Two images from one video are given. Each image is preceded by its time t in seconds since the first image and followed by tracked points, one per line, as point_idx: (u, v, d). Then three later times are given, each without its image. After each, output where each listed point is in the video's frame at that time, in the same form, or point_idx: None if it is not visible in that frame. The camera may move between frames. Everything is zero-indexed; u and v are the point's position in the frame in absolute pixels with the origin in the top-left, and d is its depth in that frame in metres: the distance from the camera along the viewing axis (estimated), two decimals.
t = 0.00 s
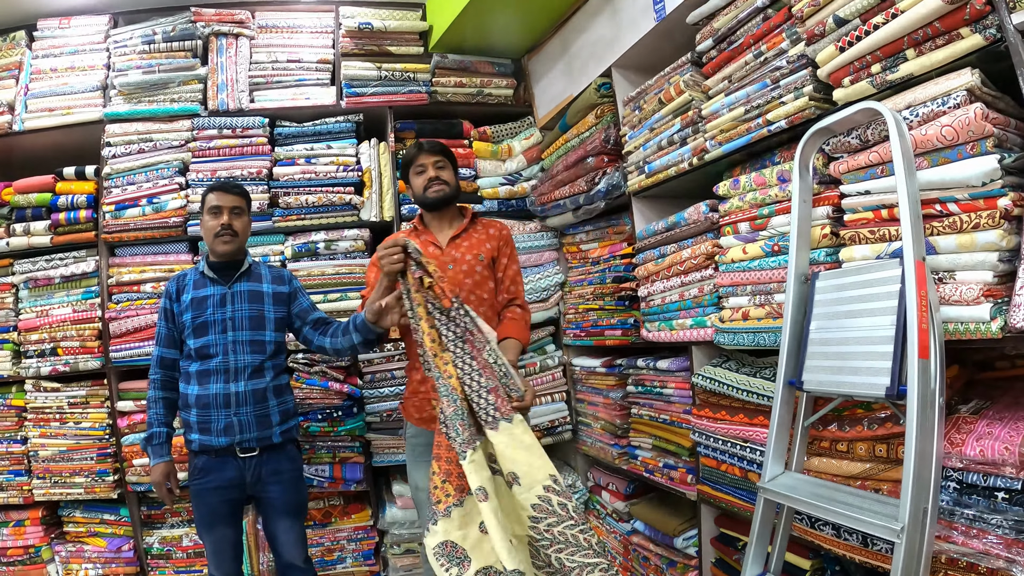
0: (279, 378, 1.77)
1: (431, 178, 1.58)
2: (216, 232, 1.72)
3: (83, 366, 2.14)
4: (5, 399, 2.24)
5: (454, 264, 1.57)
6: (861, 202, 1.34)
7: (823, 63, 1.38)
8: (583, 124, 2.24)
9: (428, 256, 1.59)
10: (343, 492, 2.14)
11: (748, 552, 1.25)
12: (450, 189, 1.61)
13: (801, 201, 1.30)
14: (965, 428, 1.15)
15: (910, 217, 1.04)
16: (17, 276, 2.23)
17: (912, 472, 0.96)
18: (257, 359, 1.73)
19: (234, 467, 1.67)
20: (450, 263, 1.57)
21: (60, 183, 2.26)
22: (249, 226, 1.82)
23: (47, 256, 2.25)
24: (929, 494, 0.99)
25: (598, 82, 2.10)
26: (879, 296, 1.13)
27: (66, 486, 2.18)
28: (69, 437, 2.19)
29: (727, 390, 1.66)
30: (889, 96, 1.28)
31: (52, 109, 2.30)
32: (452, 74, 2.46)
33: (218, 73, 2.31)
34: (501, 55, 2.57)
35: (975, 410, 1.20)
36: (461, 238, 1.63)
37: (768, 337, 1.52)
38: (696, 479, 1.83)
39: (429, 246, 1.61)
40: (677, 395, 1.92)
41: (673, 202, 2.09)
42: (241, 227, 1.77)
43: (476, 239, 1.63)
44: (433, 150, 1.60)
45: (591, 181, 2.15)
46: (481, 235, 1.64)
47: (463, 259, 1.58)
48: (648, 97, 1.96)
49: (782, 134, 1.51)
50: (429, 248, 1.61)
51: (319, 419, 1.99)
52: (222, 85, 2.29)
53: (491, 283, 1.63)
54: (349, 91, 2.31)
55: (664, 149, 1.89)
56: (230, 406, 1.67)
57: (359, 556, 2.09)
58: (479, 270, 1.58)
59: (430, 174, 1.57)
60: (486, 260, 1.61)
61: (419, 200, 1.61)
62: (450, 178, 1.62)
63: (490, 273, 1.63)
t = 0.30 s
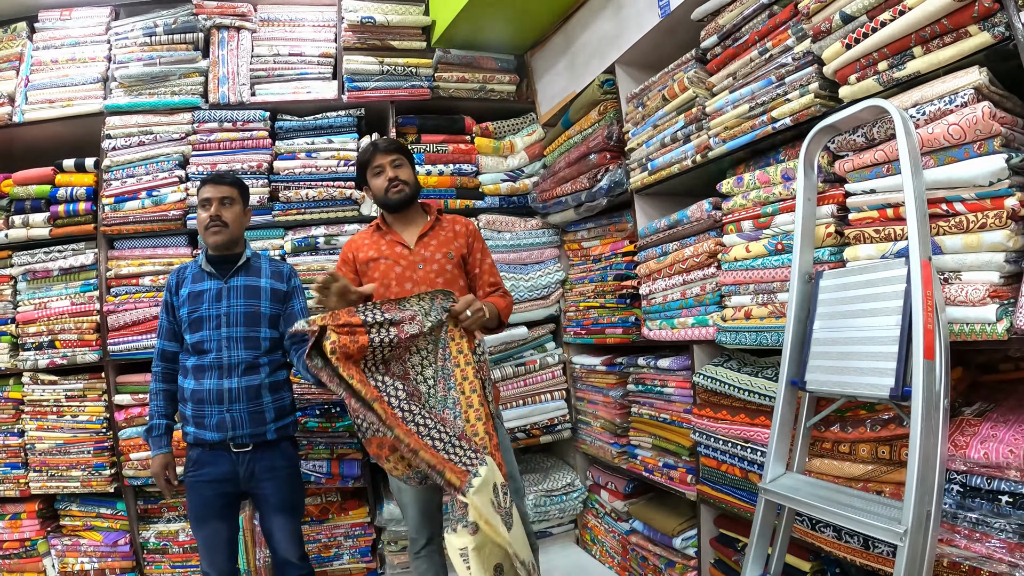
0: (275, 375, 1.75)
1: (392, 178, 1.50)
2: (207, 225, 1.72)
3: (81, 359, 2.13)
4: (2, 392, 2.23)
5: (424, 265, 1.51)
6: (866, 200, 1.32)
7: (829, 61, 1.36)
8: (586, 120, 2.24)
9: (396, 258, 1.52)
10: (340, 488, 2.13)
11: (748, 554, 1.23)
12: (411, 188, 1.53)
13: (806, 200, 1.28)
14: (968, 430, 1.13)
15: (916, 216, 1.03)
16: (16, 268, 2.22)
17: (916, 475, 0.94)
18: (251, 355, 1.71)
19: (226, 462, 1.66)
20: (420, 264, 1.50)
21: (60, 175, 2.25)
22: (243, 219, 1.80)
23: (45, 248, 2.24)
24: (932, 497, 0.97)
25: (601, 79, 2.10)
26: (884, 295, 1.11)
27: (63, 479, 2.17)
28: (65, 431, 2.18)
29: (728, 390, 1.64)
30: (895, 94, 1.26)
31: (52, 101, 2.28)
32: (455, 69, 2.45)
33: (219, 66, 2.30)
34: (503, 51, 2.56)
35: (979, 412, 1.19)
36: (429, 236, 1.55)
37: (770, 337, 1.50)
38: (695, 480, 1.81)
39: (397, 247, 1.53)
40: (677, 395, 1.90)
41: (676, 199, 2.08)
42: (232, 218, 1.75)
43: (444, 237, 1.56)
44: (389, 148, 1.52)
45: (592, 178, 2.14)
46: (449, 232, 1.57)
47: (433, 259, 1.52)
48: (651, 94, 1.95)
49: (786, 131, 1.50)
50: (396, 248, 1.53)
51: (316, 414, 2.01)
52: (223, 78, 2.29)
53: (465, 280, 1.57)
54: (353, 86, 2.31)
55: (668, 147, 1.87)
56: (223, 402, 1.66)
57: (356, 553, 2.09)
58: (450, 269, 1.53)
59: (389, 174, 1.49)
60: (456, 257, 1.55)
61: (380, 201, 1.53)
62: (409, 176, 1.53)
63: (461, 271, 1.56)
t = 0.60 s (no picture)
0: (260, 375, 1.75)
1: (381, 181, 1.51)
2: (182, 225, 1.69)
3: (83, 353, 2.14)
4: (5, 385, 2.25)
5: (416, 262, 1.51)
6: (867, 204, 1.33)
7: (832, 63, 1.36)
8: (589, 120, 2.24)
9: (387, 258, 1.51)
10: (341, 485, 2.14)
11: (745, 555, 1.24)
12: (398, 190, 1.53)
13: (807, 203, 1.28)
14: (967, 436, 1.13)
15: (916, 221, 1.03)
16: (20, 263, 2.23)
17: (913, 479, 0.95)
18: (237, 357, 1.70)
19: (215, 458, 1.64)
20: (412, 262, 1.50)
21: (64, 171, 2.27)
22: (220, 216, 1.75)
23: (49, 244, 2.25)
24: (929, 502, 0.97)
25: (605, 79, 2.10)
26: (884, 299, 1.11)
27: (64, 473, 2.18)
28: (68, 425, 2.19)
29: (728, 391, 1.65)
30: (898, 97, 1.26)
31: (56, 97, 2.29)
32: (459, 68, 2.46)
33: (223, 63, 2.30)
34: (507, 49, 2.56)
35: (978, 418, 1.19)
36: (420, 235, 1.55)
37: (770, 339, 1.50)
38: (694, 480, 1.82)
39: (387, 247, 1.53)
40: (677, 395, 1.91)
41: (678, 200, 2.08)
42: (206, 217, 1.71)
43: (435, 235, 1.56)
44: (374, 151, 1.52)
45: (595, 177, 2.14)
46: (439, 231, 1.57)
47: (425, 258, 1.52)
48: (655, 94, 1.95)
49: (788, 133, 1.50)
50: (388, 249, 1.53)
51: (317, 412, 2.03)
52: (227, 75, 2.29)
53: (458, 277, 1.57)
54: (355, 83, 2.32)
55: (670, 147, 1.88)
56: (210, 403, 1.65)
57: (356, 549, 2.10)
58: (443, 267, 1.53)
59: (376, 177, 1.50)
60: (449, 255, 1.55)
61: (368, 205, 1.54)
62: (396, 177, 1.54)
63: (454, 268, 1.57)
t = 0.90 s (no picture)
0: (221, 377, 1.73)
1: (381, 203, 1.45)
2: (126, 226, 1.62)
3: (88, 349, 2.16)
4: (10, 380, 2.26)
5: (408, 264, 1.50)
6: (870, 206, 1.33)
7: (837, 64, 1.36)
8: (593, 119, 2.24)
9: (381, 259, 1.52)
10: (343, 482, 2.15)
11: (745, 556, 1.24)
12: (399, 213, 1.49)
13: (810, 205, 1.28)
14: (968, 439, 1.13)
15: (919, 224, 1.03)
16: (25, 259, 2.24)
17: (913, 481, 0.95)
18: (200, 359, 1.67)
19: (178, 463, 1.61)
20: (404, 264, 1.50)
21: (69, 167, 2.28)
22: (167, 216, 1.67)
23: (55, 240, 2.27)
24: (929, 505, 0.98)
25: (609, 78, 2.10)
26: (886, 302, 1.11)
27: (69, 468, 2.19)
28: (72, 420, 2.21)
29: (730, 391, 1.65)
30: (902, 99, 1.26)
31: (62, 93, 2.30)
32: (465, 66, 2.46)
33: (229, 60, 2.31)
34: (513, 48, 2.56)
35: (979, 421, 1.19)
36: (414, 236, 1.54)
37: (772, 339, 1.50)
38: (696, 480, 1.82)
39: (382, 248, 1.53)
40: (679, 394, 1.91)
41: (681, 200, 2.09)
42: (151, 219, 1.63)
43: (429, 237, 1.54)
44: (377, 172, 1.42)
45: (599, 176, 2.14)
46: (435, 232, 1.55)
47: (417, 259, 1.50)
48: (659, 93, 1.95)
49: (793, 134, 1.50)
50: (383, 250, 1.53)
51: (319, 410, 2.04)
52: (232, 72, 2.30)
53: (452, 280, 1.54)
54: (361, 81, 2.33)
55: (674, 147, 1.88)
56: (175, 408, 1.62)
57: (357, 545, 2.12)
58: (433, 269, 1.51)
59: (377, 204, 1.45)
60: (442, 257, 1.52)
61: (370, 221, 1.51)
62: (397, 198, 1.48)
63: (446, 271, 1.53)
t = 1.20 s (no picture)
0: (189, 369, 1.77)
1: (379, 194, 1.43)
2: (93, 228, 1.59)
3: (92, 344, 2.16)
4: (13, 375, 2.26)
5: (405, 263, 1.50)
6: (879, 206, 1.31)
7: (845, 63, 1.35)
8: (600, 117, 2.23)
9: (378, 258, 1.52)
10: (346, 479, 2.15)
11: (750, 557, 1.23)
12: (398, 204, 1.47)
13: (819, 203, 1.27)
14: (975, 441, 1.12)
15: (929, 223, 1.01)
16: (28, 254, 2.24)
17: (920, 483, 0.94)
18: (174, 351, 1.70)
19: (160, 455, 1.60)
20: (401, 263, 1.49)
21: (74, 162, 2.29)
22: (132, 213, 1.66)
23: (58, 235, 2.27)
24: (936, 507, 0.96)
25: (616, 75, 2.08)
26: (895, 302, 1.10)
27: (71, 463, 2.20)
28: (75, 415, 2.21)
29: (735, 391, 1.63)
30: (912, 98, 1.25)
31: (66, 88, 2.29)
32: (470, 63, 2.44)
33: (234, 56, 2.31)
34: (519, 45, 2.55)
35: (987, 423, 1.18)
36: (412, 233, 1.52)
37: (778, 339, 1.48)
38: (701, 480, 1.81)
39: (379, 246, 1.53)
40: (684, 394, 1.90)
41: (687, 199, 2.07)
42: (121, 218, 1.62)
43: (427, 234, 1.52)
44: (376, 162, 1.41)
45: (605, 174, 2.13)
46: (433, 228, 1.53)
47: (413, 258, 1.50)
48: (666, 91, 1.94)
49: (801, 133, 1.49)
50: (380, 248, 1.53)
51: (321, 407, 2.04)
52: (237, 68, 2.30)
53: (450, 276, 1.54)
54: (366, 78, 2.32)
55: (681, 145, 1.87)
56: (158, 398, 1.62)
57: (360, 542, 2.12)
58: (432, 267, 1.50)
59: (377, 194, 1.43)
60: (439, 254, 1.51)
61: (366, 213, 1.49)
62: (398, 189, 1.47)
63: (446, 267, 1.54)
